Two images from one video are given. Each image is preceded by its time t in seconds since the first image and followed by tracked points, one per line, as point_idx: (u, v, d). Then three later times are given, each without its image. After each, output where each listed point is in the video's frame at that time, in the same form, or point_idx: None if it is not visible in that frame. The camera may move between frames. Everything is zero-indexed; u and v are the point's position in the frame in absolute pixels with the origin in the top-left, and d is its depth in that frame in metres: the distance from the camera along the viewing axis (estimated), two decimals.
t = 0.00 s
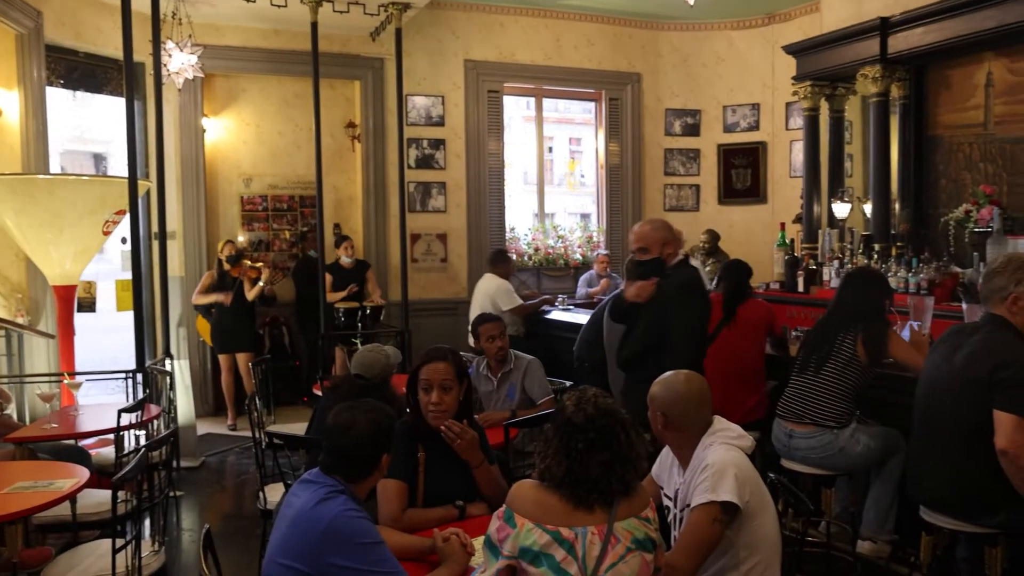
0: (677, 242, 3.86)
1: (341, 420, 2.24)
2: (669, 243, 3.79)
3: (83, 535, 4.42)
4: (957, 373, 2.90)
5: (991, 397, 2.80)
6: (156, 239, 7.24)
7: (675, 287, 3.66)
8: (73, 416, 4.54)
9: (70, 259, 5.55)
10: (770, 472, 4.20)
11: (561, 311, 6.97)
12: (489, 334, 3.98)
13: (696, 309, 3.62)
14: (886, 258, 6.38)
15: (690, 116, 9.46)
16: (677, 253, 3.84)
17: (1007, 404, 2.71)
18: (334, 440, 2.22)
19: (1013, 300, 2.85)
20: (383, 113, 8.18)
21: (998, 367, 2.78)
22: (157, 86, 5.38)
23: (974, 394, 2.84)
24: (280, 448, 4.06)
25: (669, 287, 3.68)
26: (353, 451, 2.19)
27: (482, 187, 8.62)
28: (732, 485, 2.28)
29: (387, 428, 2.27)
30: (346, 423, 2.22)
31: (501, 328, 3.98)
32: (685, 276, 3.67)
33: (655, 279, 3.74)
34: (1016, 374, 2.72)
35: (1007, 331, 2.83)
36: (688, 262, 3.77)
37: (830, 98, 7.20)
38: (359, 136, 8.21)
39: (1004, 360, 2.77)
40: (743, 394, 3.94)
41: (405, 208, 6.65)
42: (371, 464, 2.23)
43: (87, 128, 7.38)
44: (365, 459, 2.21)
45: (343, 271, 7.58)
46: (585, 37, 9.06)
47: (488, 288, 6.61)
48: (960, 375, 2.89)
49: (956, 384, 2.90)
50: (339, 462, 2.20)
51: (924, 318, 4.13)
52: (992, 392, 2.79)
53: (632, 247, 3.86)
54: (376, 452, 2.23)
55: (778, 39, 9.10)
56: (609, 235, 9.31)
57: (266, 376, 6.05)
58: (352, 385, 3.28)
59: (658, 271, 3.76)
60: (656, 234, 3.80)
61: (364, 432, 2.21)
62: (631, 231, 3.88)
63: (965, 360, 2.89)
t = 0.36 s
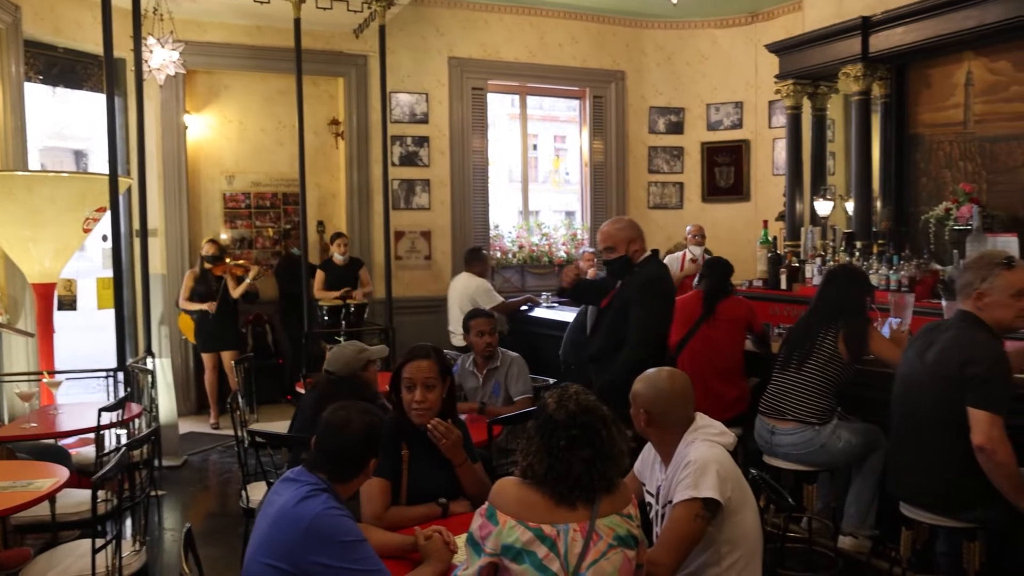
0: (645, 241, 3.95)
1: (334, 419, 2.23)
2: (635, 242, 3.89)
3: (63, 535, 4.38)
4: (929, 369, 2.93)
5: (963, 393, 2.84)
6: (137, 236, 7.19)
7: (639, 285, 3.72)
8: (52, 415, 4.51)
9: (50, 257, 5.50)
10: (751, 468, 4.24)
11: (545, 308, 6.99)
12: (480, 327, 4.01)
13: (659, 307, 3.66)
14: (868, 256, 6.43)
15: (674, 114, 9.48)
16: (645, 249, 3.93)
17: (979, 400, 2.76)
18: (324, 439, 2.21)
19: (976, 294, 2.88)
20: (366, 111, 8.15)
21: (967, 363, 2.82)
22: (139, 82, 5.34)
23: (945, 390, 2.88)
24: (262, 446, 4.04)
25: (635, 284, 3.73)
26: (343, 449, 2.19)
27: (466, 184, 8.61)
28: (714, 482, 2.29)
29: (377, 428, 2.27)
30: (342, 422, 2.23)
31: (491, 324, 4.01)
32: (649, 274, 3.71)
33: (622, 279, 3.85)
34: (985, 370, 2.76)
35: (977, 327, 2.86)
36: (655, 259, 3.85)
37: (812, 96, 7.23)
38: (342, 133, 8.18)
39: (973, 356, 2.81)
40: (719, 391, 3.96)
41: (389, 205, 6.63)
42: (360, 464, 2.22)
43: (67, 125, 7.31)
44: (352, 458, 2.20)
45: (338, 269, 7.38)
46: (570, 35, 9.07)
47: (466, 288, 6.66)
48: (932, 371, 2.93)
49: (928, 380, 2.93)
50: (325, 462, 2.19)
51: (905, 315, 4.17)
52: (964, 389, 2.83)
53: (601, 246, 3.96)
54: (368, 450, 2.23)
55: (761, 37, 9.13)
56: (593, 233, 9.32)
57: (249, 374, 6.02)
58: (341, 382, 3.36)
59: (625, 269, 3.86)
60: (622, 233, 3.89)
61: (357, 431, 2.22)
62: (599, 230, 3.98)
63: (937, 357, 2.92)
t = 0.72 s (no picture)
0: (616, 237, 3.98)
1: (313, 418, 2.21)
2: (607, 238, 3.92)
3: (31, 537, 4.32)
4: (892, 367, 2.98)
5: (926, 390, 2.88)
6: (109, 234, 7.10)
7: (617, 282, 3.71)
8: (21, 416, 4.44)
9: (18, 255, 5.42)
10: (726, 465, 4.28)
11: (521, 306, 7.00)
12: (453, 324, 3.95)
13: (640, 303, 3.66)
14: (841, 254, 6.50)
15: (649, 112, 9.53)
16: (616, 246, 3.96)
17: (941, 397, 2.80)
18: (302, 437, 2.20)
19: (934, 292, 2.96)
20: (342, 108, 8.11)
21: (927, 360, 2.87)
22: (110, 77, 5.28)
23: (908, 386, 2.92)
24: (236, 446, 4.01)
25: (613, 281, 3.73)
26: (321, 448, 2.17)
27: (442, 182, 8.59)
28: (687, 478, 2.30)
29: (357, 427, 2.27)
30: (320, 421, 2.21)
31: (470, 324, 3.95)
32: (628, 269, 3.72)
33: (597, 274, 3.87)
34: (945, 368, 2.81)
35: (936, 323, 2.92)
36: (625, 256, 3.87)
37: (786, 96, 7.29)
38: (317, 131, 8.14)
39: (933, 353, 2.85)
40: (695, 385, 4.00)
41: (364, 203, 6.60)
42: (336, 465, 2.21)
43: (36, 121, 7.20)
44: (328, 458, 2.18)
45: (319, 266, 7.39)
46: (546, 33, 9.07)
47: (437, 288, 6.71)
48: (895, 368, 2.97)
49: (892, 378, 2.98)
50: (302, 459, 2.18)
51: (877, 313, 4.23)
52: (927, 386, 2.88)
53: (572, 242, 3.97)
54: (344, 451, 2.21)
55: (736, 37, 9.19)
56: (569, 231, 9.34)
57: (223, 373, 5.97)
58: (323, 378, 3.36)
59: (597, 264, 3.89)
60: (596, 229, 3.92)
61: (336, 430, 2.20)
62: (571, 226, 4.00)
63: (899, 354, 2.97)
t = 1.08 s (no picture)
0: (588, 236, 3.97)
1: (292, 417, 2.19)
2: (581, 237, 3.91)
3: (6, 539, 4.27)
4: (863, 365, 3.01)
5: (897, 387, 2.91)
6: (86, 232, 7.03)
7: (600, 279, 3.74)
8: None
9: None
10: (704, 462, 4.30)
11: (501, 304, 6.99)
12: (430, 322, 3.94)
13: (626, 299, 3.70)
14: (819, 251, 6.54)
15: (629, 110, 9.55)
16: (589, 246, 3.95)
17: (912, 394, 2.83)
18: (279, 435, 2.18)
19: (903, 289, 3.01)
20: (320, 105, 8.07)
21: (896, 357, 2.90)
22: (85, 74, 5.22)
23: (879, 384, 2.95)
24: (214, 444, 3.98)
25: (594, 279, 3.75)
26: (297, 447, 2.15)
27: (422, 179, 8.57)
28: (666, 474, 2.31)
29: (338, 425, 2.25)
30: (298, 420, 2.18)
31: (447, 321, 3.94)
32: (608, 264, 3.76)
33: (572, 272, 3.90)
34: (913, 365, 2.84)
35: (906, 321, 2.95)
36: (599, 256, 3.88)
37: (765, 94, 7.32)
38: (296, 129, 8.10)
39: (902, 350, 2.88)
40: (678, 380, 4.03)
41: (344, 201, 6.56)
42: (314, 464, 2.18)
43: (11, 118, 7.11)
44: (305, 456, 2.16)
45: (298, 265, 7.41)
46: (526, 31, 9.07)
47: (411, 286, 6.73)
48: (866, 367, 3.00)
49: (863, 377, 3.00)
50: (279, 458, 2.16)
51: (854, 310, 4.26)
52: (898, 383, 2.90)
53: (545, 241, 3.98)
54: (321, 450, 2.18)
55: (715, 35, 9.23)
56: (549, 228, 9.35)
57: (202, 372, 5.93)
58: (303, 377, 3.16)
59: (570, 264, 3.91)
60: (567, 229, 3.92)
61: (314, 430, 2.17)
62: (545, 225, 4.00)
63: (869, 352, 2.99)
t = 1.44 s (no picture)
0: (552, 235, 4.09)
1: (275, 415, 2.19)
2: (546, 237, 4.05)
3: None
4: (842, 363, 3.03)
5: (876, 384, 2.93)
6: (65, 231, 6.96)
7: (559, 282, 3.88)
8: None
9: None
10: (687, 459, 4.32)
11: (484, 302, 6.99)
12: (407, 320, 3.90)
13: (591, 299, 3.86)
14: (801, 248, 6.57)
15: (612, 108, 9.55)
16: (552, 244, 4.07)
17: (892, 391, 2.85)
18: (263, 433, 2.17)
19: (882, 285, 3.03)
20: (302, 103, 8.03)
21: (876, 354, 2.92)
22: (64, 70, 5.16)
23: (858, 381, 2.97)
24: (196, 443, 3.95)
25: (555, 282, 3.89)
26: (280, 447, 2.14)
27: (405, 176, 8.55)
28: (648, 471, 2.31)
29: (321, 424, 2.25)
30: (280, 419, 2.18)
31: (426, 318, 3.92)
32: (566, 269, 3.90)
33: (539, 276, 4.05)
34: (892, 363, 2.87)
35: (884, 318, 2.97)
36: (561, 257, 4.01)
37: (747, 91, 7.35)
38: (278, 127, 8.06)
39: (881, 348, 2.91)
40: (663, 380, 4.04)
41: (327, 198, 6.53)
42: (296, 462, 2.18)
43: None
44: (288, 455, 2.16)
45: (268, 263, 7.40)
46: (509, 28, 9.06)
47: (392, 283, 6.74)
48: (845, 364, 3.02)
49: (843, 374, 3.02)
50: (260, 458, 2.16)
51: (835, 306, 4.28)
52: (878, 380, 2.92)
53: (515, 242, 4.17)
54: (304, 449, 2.18)
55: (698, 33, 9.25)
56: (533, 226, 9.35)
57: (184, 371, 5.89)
58: (287, 375, 3.13)
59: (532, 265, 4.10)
60: (528, 231, 4.07)
61: (297, 429, 2.17)
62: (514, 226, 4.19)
63: (848, 350, 3.01)
